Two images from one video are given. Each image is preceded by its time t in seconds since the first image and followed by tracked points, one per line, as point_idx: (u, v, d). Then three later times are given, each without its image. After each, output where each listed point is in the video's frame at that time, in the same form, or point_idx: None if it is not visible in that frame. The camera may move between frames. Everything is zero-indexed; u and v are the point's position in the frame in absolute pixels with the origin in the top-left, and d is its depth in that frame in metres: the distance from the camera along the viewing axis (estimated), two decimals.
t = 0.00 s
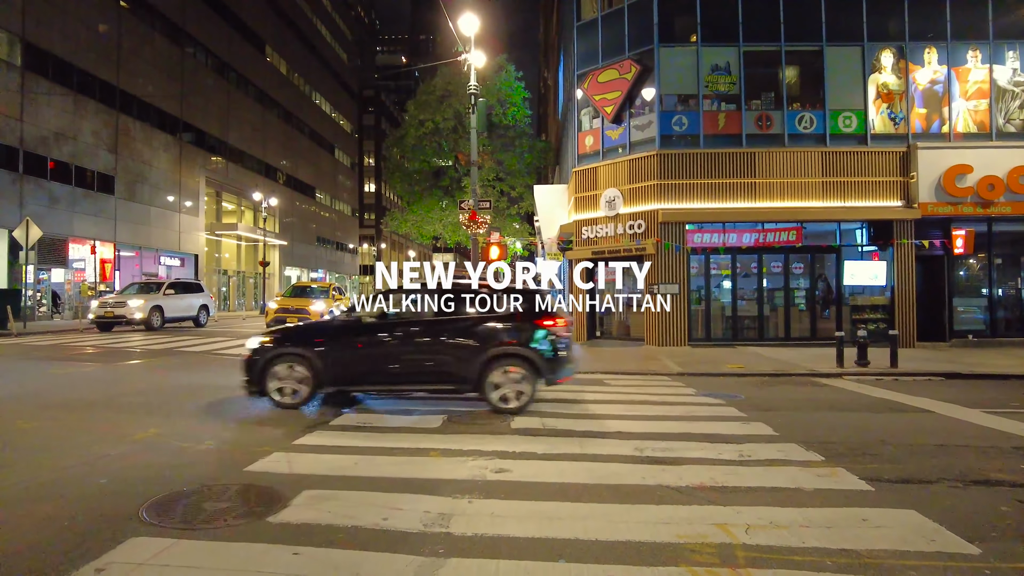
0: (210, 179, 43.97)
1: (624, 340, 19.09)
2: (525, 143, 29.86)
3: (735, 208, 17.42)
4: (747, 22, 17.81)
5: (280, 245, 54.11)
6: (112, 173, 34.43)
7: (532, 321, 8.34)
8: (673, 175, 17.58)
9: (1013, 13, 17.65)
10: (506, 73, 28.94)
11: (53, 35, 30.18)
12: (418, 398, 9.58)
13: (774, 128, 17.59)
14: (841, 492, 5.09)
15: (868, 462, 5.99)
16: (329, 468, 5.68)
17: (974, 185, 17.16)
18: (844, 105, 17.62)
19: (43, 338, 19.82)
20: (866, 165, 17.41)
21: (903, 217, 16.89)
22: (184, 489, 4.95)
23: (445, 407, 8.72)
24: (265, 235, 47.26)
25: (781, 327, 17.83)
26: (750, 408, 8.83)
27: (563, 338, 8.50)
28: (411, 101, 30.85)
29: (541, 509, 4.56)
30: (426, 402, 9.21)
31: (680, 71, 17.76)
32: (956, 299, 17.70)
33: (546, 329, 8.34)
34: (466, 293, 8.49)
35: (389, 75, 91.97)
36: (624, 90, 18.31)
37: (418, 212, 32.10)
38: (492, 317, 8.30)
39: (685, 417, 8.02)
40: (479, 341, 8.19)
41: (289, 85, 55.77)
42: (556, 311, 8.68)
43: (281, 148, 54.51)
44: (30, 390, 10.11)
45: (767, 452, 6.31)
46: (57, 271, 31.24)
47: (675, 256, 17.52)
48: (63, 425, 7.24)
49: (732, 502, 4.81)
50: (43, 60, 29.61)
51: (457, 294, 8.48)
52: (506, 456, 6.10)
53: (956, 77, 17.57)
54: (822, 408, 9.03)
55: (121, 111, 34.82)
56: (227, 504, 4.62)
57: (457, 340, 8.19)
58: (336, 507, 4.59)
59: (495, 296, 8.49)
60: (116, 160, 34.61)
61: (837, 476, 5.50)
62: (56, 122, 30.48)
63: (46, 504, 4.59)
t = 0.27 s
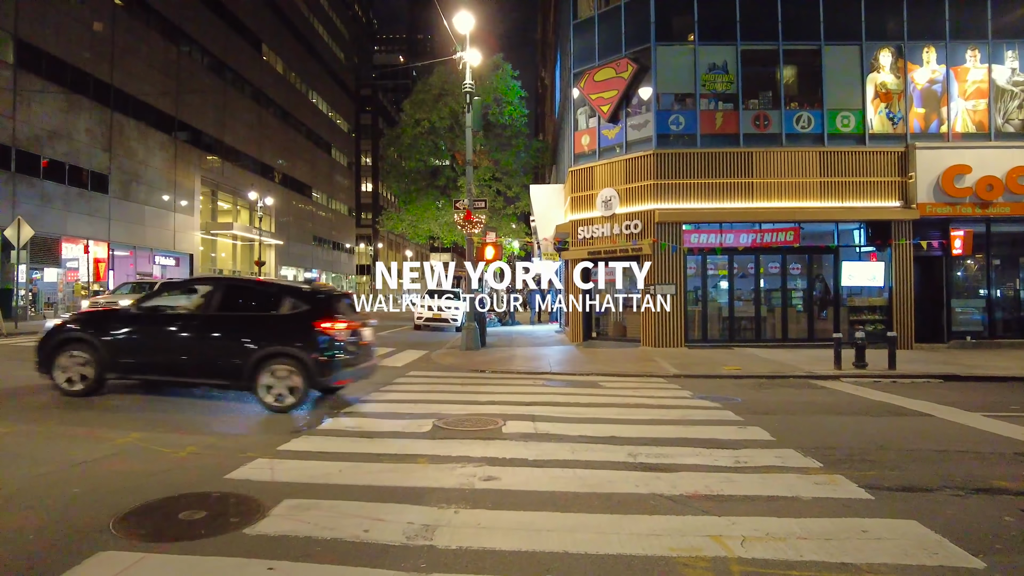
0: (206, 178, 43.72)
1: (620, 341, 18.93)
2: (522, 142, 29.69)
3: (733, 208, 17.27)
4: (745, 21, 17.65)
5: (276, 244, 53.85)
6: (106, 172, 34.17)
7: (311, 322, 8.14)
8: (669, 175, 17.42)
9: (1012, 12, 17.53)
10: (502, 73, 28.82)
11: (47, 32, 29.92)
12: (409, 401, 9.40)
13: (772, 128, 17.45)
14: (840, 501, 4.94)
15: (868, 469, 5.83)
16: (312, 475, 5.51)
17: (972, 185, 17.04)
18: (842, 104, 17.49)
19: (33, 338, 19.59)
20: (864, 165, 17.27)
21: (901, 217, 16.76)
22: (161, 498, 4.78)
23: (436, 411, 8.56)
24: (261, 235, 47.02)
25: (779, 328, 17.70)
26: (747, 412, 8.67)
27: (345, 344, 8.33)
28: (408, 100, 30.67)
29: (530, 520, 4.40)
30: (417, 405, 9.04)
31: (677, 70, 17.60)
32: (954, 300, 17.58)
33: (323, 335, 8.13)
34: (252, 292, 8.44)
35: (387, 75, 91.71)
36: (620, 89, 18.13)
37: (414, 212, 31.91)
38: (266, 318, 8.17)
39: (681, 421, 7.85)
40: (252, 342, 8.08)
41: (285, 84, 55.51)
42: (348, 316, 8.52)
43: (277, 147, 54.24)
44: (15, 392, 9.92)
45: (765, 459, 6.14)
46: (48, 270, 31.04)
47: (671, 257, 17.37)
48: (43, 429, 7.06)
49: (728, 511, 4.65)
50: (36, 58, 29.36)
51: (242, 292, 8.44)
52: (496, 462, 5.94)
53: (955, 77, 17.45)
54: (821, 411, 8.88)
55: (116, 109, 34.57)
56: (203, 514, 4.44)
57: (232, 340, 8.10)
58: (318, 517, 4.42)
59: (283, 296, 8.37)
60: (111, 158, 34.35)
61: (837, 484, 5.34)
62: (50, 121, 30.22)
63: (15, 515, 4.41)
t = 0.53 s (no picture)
0: (194, 178, 43.28)
1: (609, 342, 18.78)
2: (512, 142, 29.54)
3: (722, 209, 17.18)
4: (734, 21, 17.57)
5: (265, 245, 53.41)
6: (92, 171, 33.73)
7: (85, 310, 8.55)
8: (658, 175, 17.31)
9: (1000, 13, 17.54)
10: (491, 72, 28.71)
11: (31, 30, 29.49)
12: (392, 405, 9.22)
13: (761, 128, 17.37)
14: (826, 508, 4.81)
15: (856, 474, 5.71)
16: (285, 484, 5.34)
17: (961, 186, 17.03)
18: (831, 104, 17.44)
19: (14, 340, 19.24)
20: (853, 165, 17.23)
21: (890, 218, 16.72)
22: (124, 510, 4.59)
23: (420, 415, 8.39)
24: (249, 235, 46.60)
25: (768, 329, 17.62)
26: (735, 415, 8.54)
27: (125, 330, 8.74)
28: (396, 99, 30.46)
29: (507, 531, 4.24)
30: (400, 409, 8.85)
31: (666, 70, 17.50)
32: (943, 300, 17.56)
33: (97, 322, 8.54)
34: (35, 283, 8.76)
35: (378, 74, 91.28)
36: (609, 89, 18.03)
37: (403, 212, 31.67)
38: (50, 306, 8.54)
39: (666, 425, 7.70)
40: (35, 328, 8.46)
41: (275, 83, 55.10)
42: (134, 302, 8.93)
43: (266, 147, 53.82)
44: None
45: (751, 464, 6.01)
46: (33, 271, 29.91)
47: (660, 258, 17.26)
48: (9, 436, 6.83)
49: (711, 521, 4.52)
50: (20, 55, 28.93)
51: (18, 285, 8.74)
52: (476, 469, 5.78)
53: (943, 77, 17.45)
54: (809, 414, 8.76)
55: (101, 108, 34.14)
56: (166, 527, 4.26)
57: (13, 329, 8.46)
58: (286, 530, 4.24)
59: (63, 284, 8.71)
60: (96, 158, 33.91)
61: (824, 491, 5.21)
62: (34, 119, 29.77)
63: None
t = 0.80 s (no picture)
0: (168, 181, 42.51)
1: (586, 347, 18.68)
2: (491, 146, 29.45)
3: (697, 215, 17.21)
4: (709, 27, 17.64)
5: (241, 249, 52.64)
6: (61, 174, 32.92)
7: None
8: (634, 181, 17.29)
9: (968, 23, 17.82)
10: (470, 77, 28.54)
11: None
12: (360, 416, 9.00)
13: (736, 134, 17.44)
14: (796, 523, 4.72)
15: (826, 486, 5.64)
16: (240, 503, 5.12)
17: (931, 193, 17.24)
18: (805, 111, 17.56)
19: None
20: (826, 171, 17.37)
21: (863, 224, 16.87)
22: (63, 535, 4.35)
23: (388, 426, 8.19)
24: (225, 240, 45.88)
25: (743, 334, 17.66)
26: (708, 424, 8.45)
27: None
28: (374, 102, 30.19)
29: (467, 554, 4.08)
30: (368, 421, 8.64)
31: (641, 75, 17.50)
32: (915, 305, 17.75)
33: None
34: None
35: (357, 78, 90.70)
36: (585, 94, 18.03)
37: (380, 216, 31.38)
38: None
39: (637, 435, 7.59)
40: None
41: (252, 86, 54.42)
42: None
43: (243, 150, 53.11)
44: None
45: (721, 476, 5.92)
46: None
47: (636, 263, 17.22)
48: None
49: (678, 539, 4.40)
50: None
51: None
52: (441, 485, 5.62)
53: (914, 85, 17.68)
54: (782, 423, 8.71)
55: (71, 110, 33.37)
56: (105, 554, 4.03)
57: None
58: (235, 556, 4.04)
59: None
60: (65, 161, 33.13)
61: (794, 504, 5.12)
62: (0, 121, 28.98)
63: None
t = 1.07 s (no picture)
0: (130, 188, 41.42)
1: (555, 357, 18.59)
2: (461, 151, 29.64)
3: (665, 225, 17.32)
4: (676, 40, 17.84)
5: (206, 258, 51.52)
6: (17, 179, 31.83)
7: None
8: (603, 191, 17.34)
9: (925, 40, 18.36)
10: (438, 84, 28.75)
11: None
12: (321, 431, 8.74)
13: (703, 145, 17.64)
14: (761, 537, 4.66)
15: (791, 499, 5.62)
16: (187, 526, 4.89)
17: (892, 204, 17.62)
18: (770, 123, 17.84)
19: None
20: (790, 183, 17.65)
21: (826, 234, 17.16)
22: None
23: (350, 441, 7.97)
24: (189, 248, 44.83)
25: (710, 344, 17.79)
26: (675, 436, 8.41)
27: None
28: (343, 109, 29.91)
29: None
30: (329, 436, 8.39)
31: (610, 87, 17.60)
32: (877, 314, 18.09)
33: None
34: None
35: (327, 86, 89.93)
36: (554, 104, 18.05)
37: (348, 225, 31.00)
38: None
39: (604, 447, 7.51)
40: None
41: (219, 92, 53.51)
42: None
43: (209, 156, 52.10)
44: None
45: (687, 490, 5.85)
46: None
47: (605, 273, 17.26)
48: None
49: (643, 556, 4.30)
50: None
51: None
52: (401, 503, 5.44)
53: (874, 100, 18.11)
54: (748, 433, 8.72)
55: (28, 113, 32.32)
56: None
57: None
58: None
59: None
60: (21, 166, 32.04)
61: (760, 518, 5.07)
62: None
63: None
